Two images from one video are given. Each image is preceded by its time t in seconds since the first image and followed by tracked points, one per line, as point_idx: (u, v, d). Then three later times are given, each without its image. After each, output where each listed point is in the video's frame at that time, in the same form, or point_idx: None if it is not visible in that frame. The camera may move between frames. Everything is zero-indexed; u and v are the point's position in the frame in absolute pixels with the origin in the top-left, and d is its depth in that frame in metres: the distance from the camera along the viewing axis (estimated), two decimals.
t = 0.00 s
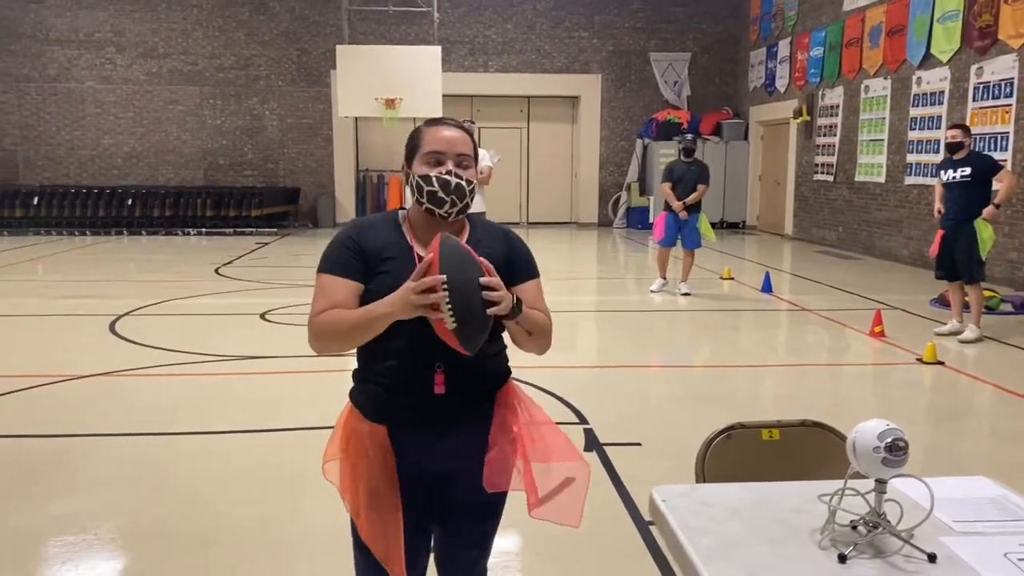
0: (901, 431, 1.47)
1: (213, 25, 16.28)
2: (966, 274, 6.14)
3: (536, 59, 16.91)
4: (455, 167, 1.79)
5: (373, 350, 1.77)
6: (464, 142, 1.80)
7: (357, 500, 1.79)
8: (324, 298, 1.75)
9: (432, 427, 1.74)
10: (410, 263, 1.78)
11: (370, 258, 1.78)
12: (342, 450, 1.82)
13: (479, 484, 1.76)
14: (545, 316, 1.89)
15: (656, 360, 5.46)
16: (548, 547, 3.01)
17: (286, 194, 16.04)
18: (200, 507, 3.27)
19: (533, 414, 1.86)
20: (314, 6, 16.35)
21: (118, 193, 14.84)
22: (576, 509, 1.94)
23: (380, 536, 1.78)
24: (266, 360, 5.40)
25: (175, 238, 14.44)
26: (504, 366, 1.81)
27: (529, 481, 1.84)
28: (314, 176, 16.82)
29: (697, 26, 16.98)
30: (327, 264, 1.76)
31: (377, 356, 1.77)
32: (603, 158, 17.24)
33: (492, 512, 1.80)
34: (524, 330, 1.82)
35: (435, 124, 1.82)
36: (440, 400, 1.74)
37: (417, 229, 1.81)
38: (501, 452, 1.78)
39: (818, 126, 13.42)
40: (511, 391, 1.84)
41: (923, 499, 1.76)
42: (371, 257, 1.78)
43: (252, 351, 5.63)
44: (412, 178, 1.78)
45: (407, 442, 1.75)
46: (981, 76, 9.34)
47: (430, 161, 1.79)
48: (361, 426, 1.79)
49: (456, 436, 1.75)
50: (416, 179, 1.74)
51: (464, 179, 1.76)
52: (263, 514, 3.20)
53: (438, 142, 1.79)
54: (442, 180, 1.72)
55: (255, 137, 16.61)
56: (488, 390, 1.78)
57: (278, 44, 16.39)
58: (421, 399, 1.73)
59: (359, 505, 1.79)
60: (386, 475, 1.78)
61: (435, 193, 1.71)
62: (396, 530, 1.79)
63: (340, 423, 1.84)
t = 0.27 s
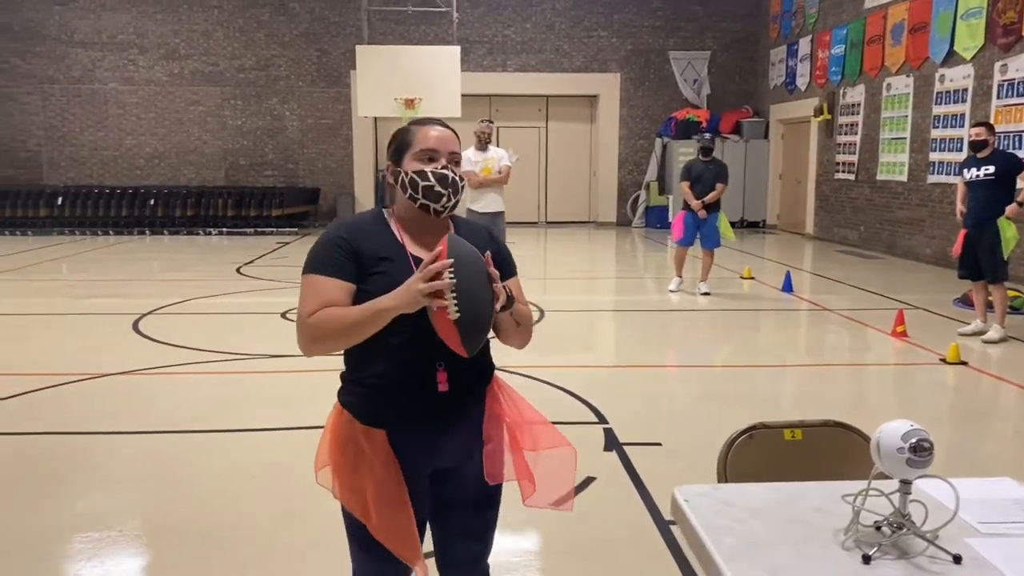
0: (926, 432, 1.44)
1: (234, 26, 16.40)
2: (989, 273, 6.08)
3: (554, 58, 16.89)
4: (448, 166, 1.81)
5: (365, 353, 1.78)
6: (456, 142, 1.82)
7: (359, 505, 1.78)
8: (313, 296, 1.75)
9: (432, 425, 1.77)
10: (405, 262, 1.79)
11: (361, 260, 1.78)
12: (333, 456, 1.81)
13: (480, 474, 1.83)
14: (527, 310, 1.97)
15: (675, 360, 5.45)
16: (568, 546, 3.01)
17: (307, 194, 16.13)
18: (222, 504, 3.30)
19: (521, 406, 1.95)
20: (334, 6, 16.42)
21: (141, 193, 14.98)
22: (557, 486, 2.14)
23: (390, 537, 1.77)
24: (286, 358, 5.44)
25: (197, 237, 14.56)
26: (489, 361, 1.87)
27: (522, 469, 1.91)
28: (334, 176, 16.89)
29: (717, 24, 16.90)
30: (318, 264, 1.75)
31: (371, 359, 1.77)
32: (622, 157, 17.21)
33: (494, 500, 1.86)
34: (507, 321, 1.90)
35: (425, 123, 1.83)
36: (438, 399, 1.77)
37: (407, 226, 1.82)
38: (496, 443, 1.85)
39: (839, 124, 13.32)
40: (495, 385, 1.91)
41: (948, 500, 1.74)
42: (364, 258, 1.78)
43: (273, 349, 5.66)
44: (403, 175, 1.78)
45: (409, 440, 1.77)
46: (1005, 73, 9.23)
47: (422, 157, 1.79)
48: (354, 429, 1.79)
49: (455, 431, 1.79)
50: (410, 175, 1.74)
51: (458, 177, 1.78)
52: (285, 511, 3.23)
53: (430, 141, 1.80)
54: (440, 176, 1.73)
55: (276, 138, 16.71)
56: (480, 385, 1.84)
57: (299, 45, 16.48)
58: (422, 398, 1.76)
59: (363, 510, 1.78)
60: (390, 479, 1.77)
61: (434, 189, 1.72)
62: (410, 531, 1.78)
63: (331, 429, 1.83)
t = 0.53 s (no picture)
0: (953, 433, 1.40)
1: (255, 28, 16.51)
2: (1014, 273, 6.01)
3: (574, 58, 16.88)
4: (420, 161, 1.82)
5: (352, 346, 1.79)
6: (426, 137, 1.84)
7: (341, 497, 1.79)
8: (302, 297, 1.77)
9: (421, 419, 1.79)
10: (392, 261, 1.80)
11: (349, 261, 1.79)
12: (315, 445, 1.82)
13: (463, 467, 1.84)
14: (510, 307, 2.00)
15: (695, 360, 5.43)
16: (589, 546, 3.01)
17: (327, 194, 16.22)
18: (244, 502, 3.32)
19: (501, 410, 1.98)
20: (354, 7, 16.50)
21: (164, 193, 15.12)
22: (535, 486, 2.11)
23: (372, 528, 1.79)
24: (308, 358, 5.47)
25: (219, 237, 14.68)
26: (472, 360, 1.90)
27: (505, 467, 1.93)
28: (354, 177, 16.97)
29: (737, 23, 16.83)
30: (305, 269, 1.77)
31: (357, 351, 1.79)
32: (641, 156, 17.17)
33: (480, 494, 1.85)
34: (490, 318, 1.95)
35: (395, 123, 1.84)
36: (425, 394, 1.80)
37: (389, 225, 1.83)
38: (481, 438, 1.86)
39: (861, 123, 13.21)
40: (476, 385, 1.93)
41: (975, 502, 1.72)
42: (353, 259, 1.79)
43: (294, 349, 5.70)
44: (376, 175, 1.79)
45: (397, 433, 1.78)
46: None
47: (389, 157, 1.80)
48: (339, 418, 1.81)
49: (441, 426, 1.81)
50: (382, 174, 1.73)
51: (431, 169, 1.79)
52: (307, 510, 3.25)
53: (401, 139, 1.82)
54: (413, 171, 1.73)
55: (296, 138, 16.81)
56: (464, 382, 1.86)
57: (319, 46, 16.57)
58: (409, 392, 1.78)
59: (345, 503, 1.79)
60: (376, 470, 1.78)
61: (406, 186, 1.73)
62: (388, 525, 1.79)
63: (316, 419, 1.84)
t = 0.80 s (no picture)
0: (979, 433, 1.37)
1: (275, 29, 16.61)
2: None
3: (592, 57, 16.86)
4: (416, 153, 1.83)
5: (360, 337, 1.80)
6: (425, 132, 1.85)
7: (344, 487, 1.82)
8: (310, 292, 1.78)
9: (425, 411, 1.81)
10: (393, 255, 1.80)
11: (351, 259, 1.81)
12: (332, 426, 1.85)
13: (463, 458, 1.83)
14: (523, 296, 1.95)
15: (714, 360, 5.40)
16: (609, 546, 3.00)
17: (346, 194, 16.29)
18: (265, 501, 3.34)
19: (507, 406, 1.95)
20: (372, 8, 16.56)
21: (185, 194, 15.24)
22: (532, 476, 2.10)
23: (368, 518, 1.81)
24: (327, 357, 5.49)
25: (239, 238, 14.78)
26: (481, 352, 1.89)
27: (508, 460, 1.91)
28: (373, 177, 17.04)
29: (757, 21, 16.74)
30: (309, 266, 1.78)
31: (363, 342, 1.80)
32: (660, 156, 17.11)
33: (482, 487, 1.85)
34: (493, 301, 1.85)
35: (396, 122, 1.87)
36: (429, 385, 1.80)
37: (391, 218, 1.84)
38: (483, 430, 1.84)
39: (883, 121, 13.10)
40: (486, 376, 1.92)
41: (1001, 504, 1.69)
42: (358, 257, 1.80)
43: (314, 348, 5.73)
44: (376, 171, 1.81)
45: (403, 424, 1.80)
46: None
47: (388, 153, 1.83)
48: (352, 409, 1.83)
49: (444, 418, 1.82)
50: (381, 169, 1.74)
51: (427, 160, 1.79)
52: (327, 510, 3.27)
53: (399, 136, 1.83)
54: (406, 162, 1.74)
55: (315, 138, 16.89)
56: (470, 375, 1.85)
57: (338, 46, 16.64)
58: (413, 383, 1.79)
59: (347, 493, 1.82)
60: (378, 462, 1.80)
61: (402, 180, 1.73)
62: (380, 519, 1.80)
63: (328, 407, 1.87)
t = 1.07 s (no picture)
0: (1000, 434, 1.36)
1: (292, 30, 16.71)
2: None
3: (608, 56, 16.83)
4: (445, 159, 1.87)
5: (400, 331, 1.87)
6: (453, 136, 1.89)
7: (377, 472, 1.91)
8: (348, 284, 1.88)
9: (457, 405, 1.87)
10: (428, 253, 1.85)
11: (387, 255, 1.86)
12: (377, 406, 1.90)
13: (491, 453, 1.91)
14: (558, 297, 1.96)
15: (731, 360, 5.39)
16: (626, 545, 3.00)
17: (363, 194, 16.35)
18: (284, 499, 3.37)
19: (542, 405, 2.03)
20: (389, 8, 16.62)
21: (203, 194, 15.33)
22: (570, 475, 2.17)
23: (402, 506, 1.90)
24: (343, 356, 5.52)
25: (257, 238, 14.88)
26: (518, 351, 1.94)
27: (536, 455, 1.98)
28: (389, 177, 17.10)
29: (775, 20, 16.68)
30: (352, 262, 1.86)
31: (402, 335, 1.86)
32: (677, 155, 17.06)
33: (505, 479, 1.97)
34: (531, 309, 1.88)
35: (429, 128, 1.91)
36: (460, 381, 1.86)
37: (427, 223, 1.88)
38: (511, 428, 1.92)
39: (902, 120, 13.00)
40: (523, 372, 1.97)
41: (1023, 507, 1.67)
42: (394, 253, 1.85)
43: (331, 348, 5.76)
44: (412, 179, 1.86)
45: (436, 416, 1.87)
46: None
47: (421, 160, 1.88)
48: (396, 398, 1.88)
49: (475, 414, 1.88)
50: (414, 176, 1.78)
51: (456, 165, 1.83)
52: (345, 508, 3.29)
53: (431, 142, 1.88)
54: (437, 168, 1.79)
55: (333, 139, 16.97)
56: (504, 373, 1.90)
57: (355, 47, 16.72)
58: (446, 378, 1.85)
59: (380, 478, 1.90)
60: (410, 451, 1.88)
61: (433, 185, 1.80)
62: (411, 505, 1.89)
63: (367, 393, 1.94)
